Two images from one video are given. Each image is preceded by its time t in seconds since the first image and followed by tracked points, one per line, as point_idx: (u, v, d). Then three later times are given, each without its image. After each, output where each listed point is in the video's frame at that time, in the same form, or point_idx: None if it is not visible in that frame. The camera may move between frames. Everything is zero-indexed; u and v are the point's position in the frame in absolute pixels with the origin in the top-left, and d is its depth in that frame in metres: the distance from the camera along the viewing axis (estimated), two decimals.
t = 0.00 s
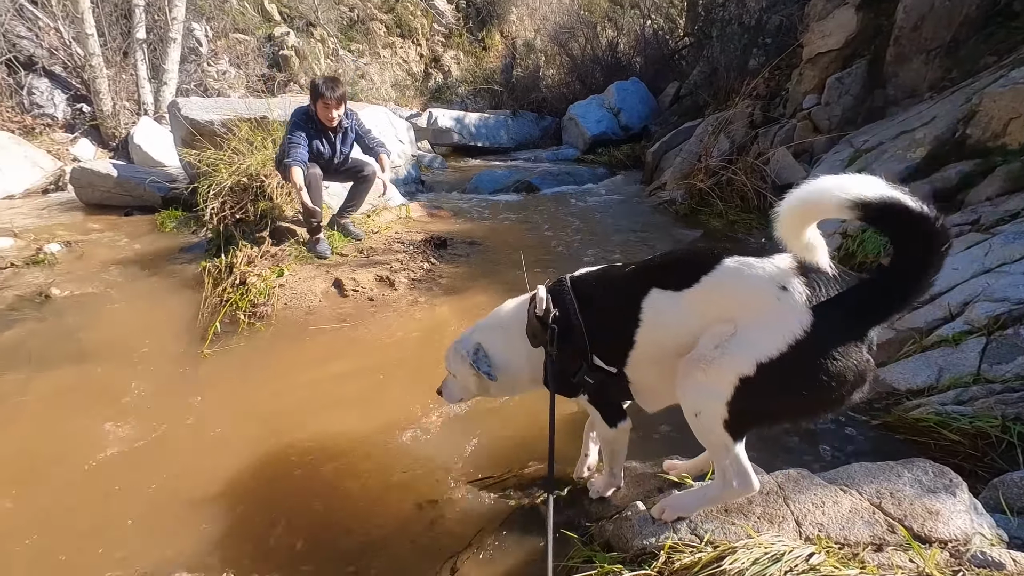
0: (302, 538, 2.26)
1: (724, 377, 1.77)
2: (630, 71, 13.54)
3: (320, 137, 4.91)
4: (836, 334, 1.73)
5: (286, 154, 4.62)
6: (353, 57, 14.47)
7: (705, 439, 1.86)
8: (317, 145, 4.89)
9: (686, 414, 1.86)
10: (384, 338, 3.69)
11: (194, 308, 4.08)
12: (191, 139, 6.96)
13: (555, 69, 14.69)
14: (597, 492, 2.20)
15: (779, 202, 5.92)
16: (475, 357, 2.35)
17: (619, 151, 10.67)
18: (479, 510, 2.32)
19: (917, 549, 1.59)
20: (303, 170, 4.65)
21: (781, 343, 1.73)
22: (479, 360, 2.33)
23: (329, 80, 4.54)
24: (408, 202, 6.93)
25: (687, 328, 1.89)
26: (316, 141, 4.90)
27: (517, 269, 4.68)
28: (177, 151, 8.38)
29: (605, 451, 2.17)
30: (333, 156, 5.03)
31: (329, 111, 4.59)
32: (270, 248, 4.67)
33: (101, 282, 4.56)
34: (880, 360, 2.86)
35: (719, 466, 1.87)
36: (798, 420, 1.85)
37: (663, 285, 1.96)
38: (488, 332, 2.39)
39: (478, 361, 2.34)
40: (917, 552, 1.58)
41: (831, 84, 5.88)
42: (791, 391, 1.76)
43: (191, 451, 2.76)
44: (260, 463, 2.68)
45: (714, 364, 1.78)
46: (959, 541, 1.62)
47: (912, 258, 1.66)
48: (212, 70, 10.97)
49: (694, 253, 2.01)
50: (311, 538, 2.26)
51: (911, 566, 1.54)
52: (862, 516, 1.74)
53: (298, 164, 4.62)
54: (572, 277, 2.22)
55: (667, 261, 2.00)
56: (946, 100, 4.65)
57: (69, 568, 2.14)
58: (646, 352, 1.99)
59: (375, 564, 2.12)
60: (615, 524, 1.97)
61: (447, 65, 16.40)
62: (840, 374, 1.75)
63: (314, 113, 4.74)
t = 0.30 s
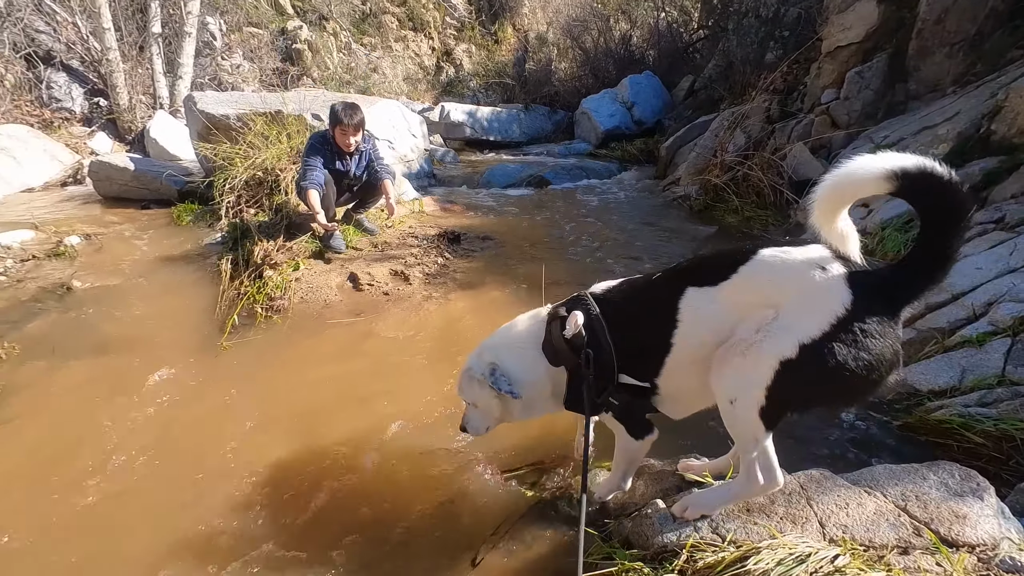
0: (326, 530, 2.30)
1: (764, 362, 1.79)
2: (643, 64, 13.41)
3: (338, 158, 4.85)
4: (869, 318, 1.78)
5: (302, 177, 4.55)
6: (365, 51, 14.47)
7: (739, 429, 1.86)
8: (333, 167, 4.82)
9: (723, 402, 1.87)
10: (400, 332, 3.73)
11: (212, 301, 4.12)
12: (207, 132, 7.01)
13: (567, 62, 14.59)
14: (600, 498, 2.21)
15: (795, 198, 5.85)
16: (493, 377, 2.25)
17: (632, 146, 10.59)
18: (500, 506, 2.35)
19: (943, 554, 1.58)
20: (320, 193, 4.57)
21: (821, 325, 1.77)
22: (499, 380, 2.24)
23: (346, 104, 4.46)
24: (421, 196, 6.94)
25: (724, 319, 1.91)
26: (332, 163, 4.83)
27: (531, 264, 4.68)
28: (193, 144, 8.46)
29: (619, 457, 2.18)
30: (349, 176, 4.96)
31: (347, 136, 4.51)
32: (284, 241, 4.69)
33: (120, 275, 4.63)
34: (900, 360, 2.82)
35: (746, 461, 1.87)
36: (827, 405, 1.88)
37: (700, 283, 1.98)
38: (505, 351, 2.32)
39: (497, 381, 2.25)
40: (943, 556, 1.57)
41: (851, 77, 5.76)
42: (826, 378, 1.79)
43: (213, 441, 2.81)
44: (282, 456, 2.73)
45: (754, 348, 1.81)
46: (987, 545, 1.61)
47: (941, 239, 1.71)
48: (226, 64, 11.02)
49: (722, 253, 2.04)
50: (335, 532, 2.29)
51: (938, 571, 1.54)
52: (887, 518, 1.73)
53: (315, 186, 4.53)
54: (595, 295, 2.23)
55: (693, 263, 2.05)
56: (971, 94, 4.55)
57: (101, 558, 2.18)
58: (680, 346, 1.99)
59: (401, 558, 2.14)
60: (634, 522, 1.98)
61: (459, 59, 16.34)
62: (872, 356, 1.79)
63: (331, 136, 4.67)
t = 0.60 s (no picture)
0: (340, 512, 2.35)
1: (767, 345, 1.84)
2: (653, 58, 13.32)
3: (347, 146, 4.83)
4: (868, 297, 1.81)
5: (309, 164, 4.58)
6: (374, 44, 14.48)
7: (746, 412, 1.90)
8: (343, 155, 4.81)
9: (729, 386, 1.91)
10: (410, 322, 3.77)
11: (226, 291, 4.19)
12: (219, 125, 7.08)
13: (577, 56, 14.53)
14: (609, 482, 2.25)
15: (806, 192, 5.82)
16: (477, 338, 2.38)
17: (641, 140, 10.55)
18: (509, 491, 2.39)
19: (948, 534, 1.60)
20: (327, 179, 4.57)
21: (822, 306, 1.79)
22: (481, 343, 2.37)
23: (356, 90, 4.51)
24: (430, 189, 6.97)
25: (725, 305, 1.94)
26: (342, 151, 4.82)
27: (540, 256, 4.71)
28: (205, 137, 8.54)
29: (620, 442, 2.20)
30: (359, 165, 4.91)
31: (356, 121, 4.54)
32: (294, 232, 4.73)
33: (135, 264, 4.71)
34: (910, 352, 2.82)
35: (752, 443, 1.91)
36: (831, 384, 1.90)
37: (700, 277, 2.01)
38: (496, 319, 2.41)
39: (481, 345, 2.37)
40: (948, 537, 1.59)
41: (864, 71, 5.68)
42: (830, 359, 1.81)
43: (227, 426, 2.87)
44: (296, 440, 2.78)
45: (756, 333, 1.85)
46: (992, 528, 1.62)
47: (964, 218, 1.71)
48: (237, 58, 11.09)
49: (721, 245, 2.06)
50: (349, 514, 2.34)
51: (943, 552, 1.55)
52: (892, 501, 1.75)
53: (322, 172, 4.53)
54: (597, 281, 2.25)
55: (699, 259, 2.06)
56: (986, 87, 4.49)
57: (122, 536, 2.24)
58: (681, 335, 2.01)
59: (413, 542, 2.17)
60: (641, 505, 2.01)
61: (468, 52, 16.31)
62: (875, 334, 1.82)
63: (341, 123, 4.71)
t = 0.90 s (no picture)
0: (350, 504, 2.37)
1: (755, 333, 1.83)
2: (659, 52, 13.22)
3: (357, 139, 4.83)
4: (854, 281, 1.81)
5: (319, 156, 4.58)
6: (379, 38, 14.43)
7: (743, 401, 1.88)
8: (352, 148, 4.81)
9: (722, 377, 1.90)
10: (416, 316, 3.79)
11: (233, 285, 4.21)
12: (225, 119, 7.09)
13: (582, 51, 14.46)
14: (615, 476, 2.27)
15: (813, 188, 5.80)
16: (483, 346, 2.37)
17: (647, 135, 10.50)
18: (517, 485, 2.41)
19: (958, 529, 1.60)
20: (336, 171, 4.57)
21: (806, 289, 1.79)
22: (487, 349, 2.36)
23: (366, 82, 4.50)
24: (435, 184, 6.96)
25: (712, 299, 1.96)
26: (351, 144, 4.82)
27: (546, 251, 4.70)
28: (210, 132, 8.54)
29: (628, 437, 2.23)
30: (368, 158, 4.91)
31: (366, 113, 4.54)
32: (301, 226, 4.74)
33: (143, 258, 4.73)
34: (917, 348, 2.82)
35: (749, 434, 1.90)
36: (830, 368, 1.89)
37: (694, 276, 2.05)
38: (501, 323, 2.42)
39: (488, 351, 2.36)
40: (958, 531, 1.60)
41: (873, 66, 5.65)
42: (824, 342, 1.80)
43: (236, 418, 2.89)
44: (304, 434, 2.80)
45: (743, 321, 1.85)
46: (1001, 522, 1.63)
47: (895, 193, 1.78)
48: (242, 52, 11.07)
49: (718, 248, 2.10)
50: (359, 506, 2.36)
51: (953, 546, 1.56)
52: (902, 495, 1.76)
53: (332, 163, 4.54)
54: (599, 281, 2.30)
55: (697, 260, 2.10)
56: (996, 83, 4.44)
57: (134, 526, 2.27)
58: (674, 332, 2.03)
59: (422, 534, 2.20)
60: (651, 499, 2.03)
61: (473, 46, 16.23)
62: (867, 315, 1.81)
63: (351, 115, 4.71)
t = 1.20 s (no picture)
0: (346, 497, 2.39)
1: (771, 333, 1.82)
2: (656, 44, 13.14)
3: (354, 133, 4.80)
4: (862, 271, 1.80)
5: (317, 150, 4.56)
6: (374, 31, 14.31)
7: (793, 399, 1.83)
8: (350, 142, 4.78)
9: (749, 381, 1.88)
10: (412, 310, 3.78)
11: (229, 279, 4.20)
12: (220, 112, 7.04)
13: (579, 43, 14.37)
14: (610, 469, 2.29)
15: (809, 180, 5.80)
16: (493, 371, 2.38)
17: (644, 128, 10.47)
18: (514, 477, 2.43)
19: (948, 518, 1.62)
20: (334, 164, 4.55)
21: (813, 283, 1.80)
22: (497, 375, 2.37)
23: (365, 75, 4.48)
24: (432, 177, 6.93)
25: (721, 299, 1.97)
26: (349, 137, 4.79)
27: (542, 245, 4.70)
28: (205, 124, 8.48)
29: (626, 434, 2.25)
30: (365, 153, 4.88)
31: (365, 106, 4.52)
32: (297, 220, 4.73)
33: (138, 252, 4.71)
34: (911, 341, 2.83)
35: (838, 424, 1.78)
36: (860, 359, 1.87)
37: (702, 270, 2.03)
38: (506, 345, 2.44)
39: (498, 375, 2.37)
40: (948, 521, 1.62)
41: (869, 58, 5.62)
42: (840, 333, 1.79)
43: (232, 412, 2.90)
44: (300, 427, 2.81)
45: (758, 323, 1.85)
46: (990, 512, 1.65)
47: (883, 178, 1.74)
48: (236, 44, 10.97)
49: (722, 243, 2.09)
50: (355, 498, 2.37)
51: (942, 535, 1.58)
52: (893, 486, 1.78)
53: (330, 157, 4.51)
54: (598, 279, 2.31)
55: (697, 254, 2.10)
56: (993, 76, 4.44)
57: (130, 520, 2.27)
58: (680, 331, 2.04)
59: (418, 525, 2.22)
60: (645, 490, 2.04)
61: (469, 38, 16.12)
62: (876, 308, 1.80)
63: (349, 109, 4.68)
